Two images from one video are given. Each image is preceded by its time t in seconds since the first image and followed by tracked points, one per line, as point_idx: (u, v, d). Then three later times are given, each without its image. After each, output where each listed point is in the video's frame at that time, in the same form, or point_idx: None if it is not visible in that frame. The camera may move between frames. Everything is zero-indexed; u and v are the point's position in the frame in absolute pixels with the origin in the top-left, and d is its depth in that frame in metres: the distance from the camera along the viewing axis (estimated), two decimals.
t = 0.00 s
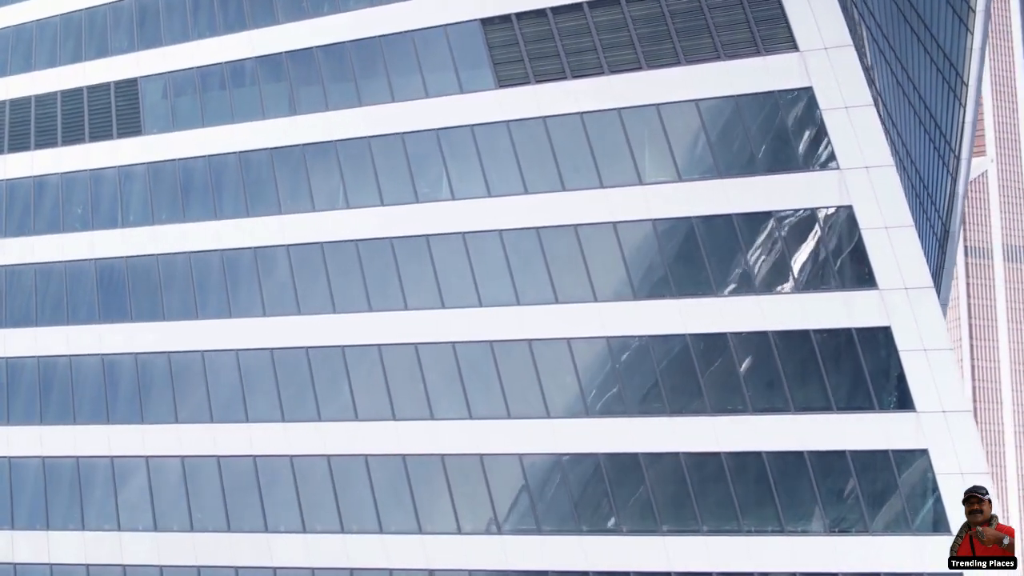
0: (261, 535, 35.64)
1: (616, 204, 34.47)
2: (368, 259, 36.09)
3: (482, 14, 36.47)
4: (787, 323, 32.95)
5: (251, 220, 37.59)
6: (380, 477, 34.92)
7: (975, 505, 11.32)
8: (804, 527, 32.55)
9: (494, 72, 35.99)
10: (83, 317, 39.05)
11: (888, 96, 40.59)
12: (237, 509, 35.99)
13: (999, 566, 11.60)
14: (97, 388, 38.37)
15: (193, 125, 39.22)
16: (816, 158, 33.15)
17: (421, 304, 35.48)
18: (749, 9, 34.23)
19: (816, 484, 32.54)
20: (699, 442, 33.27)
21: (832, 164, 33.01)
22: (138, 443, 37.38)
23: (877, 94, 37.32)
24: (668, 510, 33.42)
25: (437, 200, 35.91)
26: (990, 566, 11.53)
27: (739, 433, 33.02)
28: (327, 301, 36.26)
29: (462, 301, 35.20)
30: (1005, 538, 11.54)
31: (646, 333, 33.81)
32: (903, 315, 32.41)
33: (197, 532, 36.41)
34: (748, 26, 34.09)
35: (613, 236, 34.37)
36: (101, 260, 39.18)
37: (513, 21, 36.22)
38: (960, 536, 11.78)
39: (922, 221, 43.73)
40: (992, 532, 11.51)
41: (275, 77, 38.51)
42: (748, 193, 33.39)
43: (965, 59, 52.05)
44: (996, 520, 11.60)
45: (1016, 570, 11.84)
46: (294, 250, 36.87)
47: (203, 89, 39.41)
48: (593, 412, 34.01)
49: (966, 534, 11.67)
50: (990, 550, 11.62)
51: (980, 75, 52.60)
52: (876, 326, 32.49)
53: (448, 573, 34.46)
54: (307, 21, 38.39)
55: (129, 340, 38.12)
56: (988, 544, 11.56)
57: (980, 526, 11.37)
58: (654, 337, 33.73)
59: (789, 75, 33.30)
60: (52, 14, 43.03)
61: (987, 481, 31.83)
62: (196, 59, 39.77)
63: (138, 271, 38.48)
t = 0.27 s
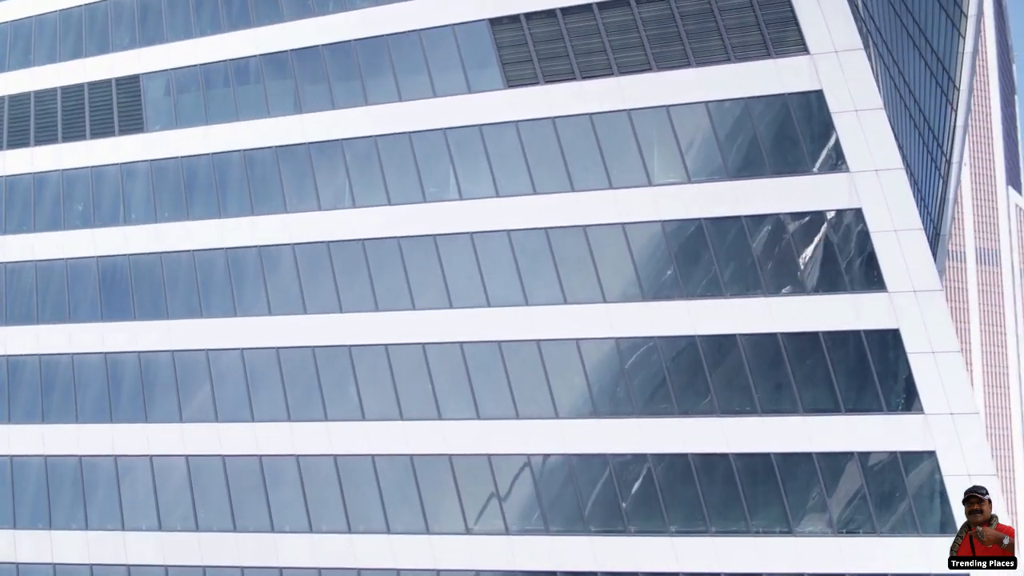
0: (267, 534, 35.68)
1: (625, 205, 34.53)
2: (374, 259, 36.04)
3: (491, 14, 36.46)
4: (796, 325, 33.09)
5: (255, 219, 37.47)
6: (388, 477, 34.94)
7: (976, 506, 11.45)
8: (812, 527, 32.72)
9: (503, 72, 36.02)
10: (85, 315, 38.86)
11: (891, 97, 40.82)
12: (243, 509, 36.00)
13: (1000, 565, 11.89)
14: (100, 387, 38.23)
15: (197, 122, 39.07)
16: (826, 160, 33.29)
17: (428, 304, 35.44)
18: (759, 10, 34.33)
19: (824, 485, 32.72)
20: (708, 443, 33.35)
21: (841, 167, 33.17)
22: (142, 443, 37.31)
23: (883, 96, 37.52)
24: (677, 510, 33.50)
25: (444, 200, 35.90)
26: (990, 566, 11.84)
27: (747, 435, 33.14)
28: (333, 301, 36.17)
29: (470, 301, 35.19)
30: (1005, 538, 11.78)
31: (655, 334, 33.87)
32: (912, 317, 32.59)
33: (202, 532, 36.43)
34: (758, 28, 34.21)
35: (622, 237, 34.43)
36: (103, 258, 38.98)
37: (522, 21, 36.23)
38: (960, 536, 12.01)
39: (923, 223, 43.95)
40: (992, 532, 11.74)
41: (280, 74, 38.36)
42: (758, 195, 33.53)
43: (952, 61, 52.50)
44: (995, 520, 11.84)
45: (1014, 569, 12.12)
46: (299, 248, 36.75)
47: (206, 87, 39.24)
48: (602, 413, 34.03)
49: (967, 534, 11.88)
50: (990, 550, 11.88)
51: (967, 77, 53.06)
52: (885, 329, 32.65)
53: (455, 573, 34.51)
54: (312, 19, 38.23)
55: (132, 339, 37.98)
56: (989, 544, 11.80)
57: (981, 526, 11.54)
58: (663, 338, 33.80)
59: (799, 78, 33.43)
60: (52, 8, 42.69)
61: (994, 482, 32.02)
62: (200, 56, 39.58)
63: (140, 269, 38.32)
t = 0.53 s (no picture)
0: (272, 534, 35.63)
1: (632, 206, 34.60)
2: (380, 258, 36.03)
3: (497, 15, 36.48)
4: (804, 327, 33.22)
5: (259, 218, 37.44)
6: (394, 477, 34.89)
7: (975, 505, 11.52)
8: (818, 528, 32.80)
9: (510, 73, 36.01)
10: (87, 313, 38.74)
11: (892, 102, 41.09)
12: (248, 508, 35.94)
13: (999, 566, 11.83)
14: (103, 385, 38.13)
15: (200, 120, 38.94)
16: (834, 163, 33.50)
17: (434, 304, 35.43)
18: (767, 12, 34.46)
19: (831, 486, 32.81)
20: (715, 444, 33.41)
21: (849, 170, 33.38)
22: (146, 443, 37.19)
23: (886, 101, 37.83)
24: (683, 510, 33.54)
25: (450, 200, 35.88)
26: (991, 566, 11.79)
27: (754, 436, 33.22)
28: (339, 301, 36.14)
29: (477, 302, 35.17)
30: (1004, 538, 11.78)
31: (663, 335, 33.94)
32: (918, 320, 32.79)
33: (206, 531, 36.35)
34: (766, 30, 34.34)
35: (630, 238, 34.48)
36: (105, 256, 38.85)
37: (529, 22, 36.25)
38: (959, 536, 11.97)
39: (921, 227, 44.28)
40: (992, 532, 11.76)
41: (284, 73, 38.24)
42: (766, 197, 33.69)
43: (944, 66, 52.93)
44: (994, 520, 11.85)
45: (1014, 568, 12.02)
46: (304, 247, 36.71)
47: (209, 85, 39.12)
48: (609, 414, 34.07)
49: (966, 534, 11.89)
50: (989, 550, 11.86)
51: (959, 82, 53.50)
52: (892, 331, 32.83)
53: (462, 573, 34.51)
54: (317, 17, 38.13)
55: (135, 337, 37.91)
56: (988, 544, 11.81)
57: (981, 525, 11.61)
58: (670, 339, 33.87)
59: (808, 82, 33.67)
60: (50, 5, 42.43)
61: (999, 484, 32.18)
62: (202, 54, 39.45)
63: (143, 268, 38.22)
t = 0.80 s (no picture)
0: (277, 534, 35.57)
1: (640, 208, 34.65)
2: (386, 258, 35.92)
3: (505, 16, 36.58)
4: (812, 329, 33.31)
5: (263, 217, 37.33)
6: (401, 478, 34.84)
7: (975, 505, 11.75)
8: (825, 530, 32.70)
9: (518, 74, 36.15)
10: (89, 311, 38.65)
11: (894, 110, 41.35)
12: (253, 508, 35.89)
13: (998, 566, 12.04)
14: (106, 384, 38.05)
15: (203, 118, 38.81)
16: (842, 167, 33.73)
17: (440, 304, 35.39)
18: (776, 16, 34.81)
19: (837, 488, 32.77)
20: (722, 446, 33.39)
21: (857, 173, 33.59)
22: (150, 442, 37.12)
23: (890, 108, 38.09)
24: (691, 511, 33.44)
25: (457, 201, 35.83)
26: (990, 566, 11.99)
27: (761, 438, 33.22)
28: (345, 302, 36.04)
29: (484, 303, 35.13)
30: (1005, 538, 11.99)
31: (671, 336, 33.96)
32: (925, 323, 32.93)
33: (211, 531, 36.25)
34: (775, 34, 34.69)
35: (638, 240, 34.51)
36: (107, 255, 38.76)
37: (538, 23, 36.43)
38: (959, 537, 12.17)
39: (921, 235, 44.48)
40: (992, 532, 12.00)
41: (288, 72, 38.10)
42: (774, 200, 33.82)
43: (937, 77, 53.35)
44: (995, 521, 12.08)
45: (1014, 569, 12.17)
46: (309, 247, 36.60)
47: (212, 83, 38.96)
48: (616, 415, 34.04)
49: (966, 534, 12.09)
50: (990, 551, 12.03)
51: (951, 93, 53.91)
52: (899, 334, 32.96)
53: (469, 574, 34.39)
54: (322, 15, 38.04)
55: (138, 336, 37.84)
56: (988, 544, 12.00)
57: (981, 525, 11.86)
58: (678, 340, 33.88)
59: (818, 86, 33.97)
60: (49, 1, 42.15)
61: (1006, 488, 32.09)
62: (204, 52, 39.29)
63: (146, 267, 38.13)
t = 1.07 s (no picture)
0: (284, 535, 35.49)
1: (648, 210, 34.71)
2: (392, 259, 35.86)
3: (513, 17, 36.62)
4: (820, 332, 33.46)
5: (268, 217, 37.23)
6: (409, 479, 34.81)
7: (975, 505, 11.58)
8: (832, 532, 32.88)
9: (526, 75, 36.18)
10: (92, 310, 38.44)
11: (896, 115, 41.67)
12: (260, 509, 35.76)
13: (999, 566, 11.87)
14: (109, 384, 37.84)
15: (207, 117, 38.64)
16: (850, 170, 33.97)
17: (447, 305, 35.37)
18: (785, 20, 35.08)
19: (845, 490, 32.95)
20: (730, 447, 33.47)
21: (866, 177, 33.85)
22: (155, 442, 36.94)
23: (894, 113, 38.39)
24: (698, 513, 33.54)
25: (465, 202, 35.82)
26: (990, 566, 11.83)
27: (769, 440, 33.34)
28: (352, 302, 35.99)
29: (492, 303, 35.11)
30: (1005, 538, 11.82)
31: (678, 338, 34.02)
32: (932, 326, 33.18)
33: (217, 532, 36.11)
34: (784, 37, 34.97)
35: (646, 242, 34.56)
36: (111, 253, 38.55)
37: (546, 24, 36.49)
38: (959, 537, 12.00)
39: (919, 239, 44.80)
40: (992, 532, 11.83)
41: (293, 71, 37.98)
42: (783, 203, 33.99)
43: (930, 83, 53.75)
44: (995, 521, 11.89)
45: (1014, 570, 11.98)
46: (315, 246, 36.55)
47: (217, 81, 38.80)
48: (623, 417, 34.06)
49: (967, 535, 11.93)
50: (990, 551, 11.87)
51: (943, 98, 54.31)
52: (907, 337, 33.18)
53: None
54: (329, 15, 37.97)
55: (143, 335, 37.66)
56: (989, 545, 11.84)
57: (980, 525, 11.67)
58: (686, 342, 33.95)
59: (827, 89, 34.26)
60: None
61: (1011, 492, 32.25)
62: (208, 50, 39.12)
63: (151, 265, 37.96)
